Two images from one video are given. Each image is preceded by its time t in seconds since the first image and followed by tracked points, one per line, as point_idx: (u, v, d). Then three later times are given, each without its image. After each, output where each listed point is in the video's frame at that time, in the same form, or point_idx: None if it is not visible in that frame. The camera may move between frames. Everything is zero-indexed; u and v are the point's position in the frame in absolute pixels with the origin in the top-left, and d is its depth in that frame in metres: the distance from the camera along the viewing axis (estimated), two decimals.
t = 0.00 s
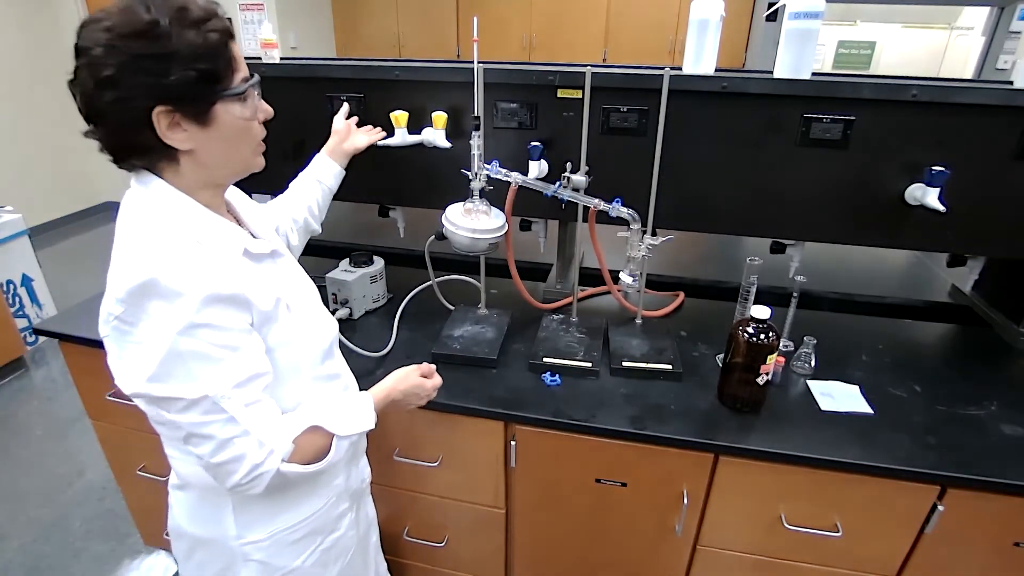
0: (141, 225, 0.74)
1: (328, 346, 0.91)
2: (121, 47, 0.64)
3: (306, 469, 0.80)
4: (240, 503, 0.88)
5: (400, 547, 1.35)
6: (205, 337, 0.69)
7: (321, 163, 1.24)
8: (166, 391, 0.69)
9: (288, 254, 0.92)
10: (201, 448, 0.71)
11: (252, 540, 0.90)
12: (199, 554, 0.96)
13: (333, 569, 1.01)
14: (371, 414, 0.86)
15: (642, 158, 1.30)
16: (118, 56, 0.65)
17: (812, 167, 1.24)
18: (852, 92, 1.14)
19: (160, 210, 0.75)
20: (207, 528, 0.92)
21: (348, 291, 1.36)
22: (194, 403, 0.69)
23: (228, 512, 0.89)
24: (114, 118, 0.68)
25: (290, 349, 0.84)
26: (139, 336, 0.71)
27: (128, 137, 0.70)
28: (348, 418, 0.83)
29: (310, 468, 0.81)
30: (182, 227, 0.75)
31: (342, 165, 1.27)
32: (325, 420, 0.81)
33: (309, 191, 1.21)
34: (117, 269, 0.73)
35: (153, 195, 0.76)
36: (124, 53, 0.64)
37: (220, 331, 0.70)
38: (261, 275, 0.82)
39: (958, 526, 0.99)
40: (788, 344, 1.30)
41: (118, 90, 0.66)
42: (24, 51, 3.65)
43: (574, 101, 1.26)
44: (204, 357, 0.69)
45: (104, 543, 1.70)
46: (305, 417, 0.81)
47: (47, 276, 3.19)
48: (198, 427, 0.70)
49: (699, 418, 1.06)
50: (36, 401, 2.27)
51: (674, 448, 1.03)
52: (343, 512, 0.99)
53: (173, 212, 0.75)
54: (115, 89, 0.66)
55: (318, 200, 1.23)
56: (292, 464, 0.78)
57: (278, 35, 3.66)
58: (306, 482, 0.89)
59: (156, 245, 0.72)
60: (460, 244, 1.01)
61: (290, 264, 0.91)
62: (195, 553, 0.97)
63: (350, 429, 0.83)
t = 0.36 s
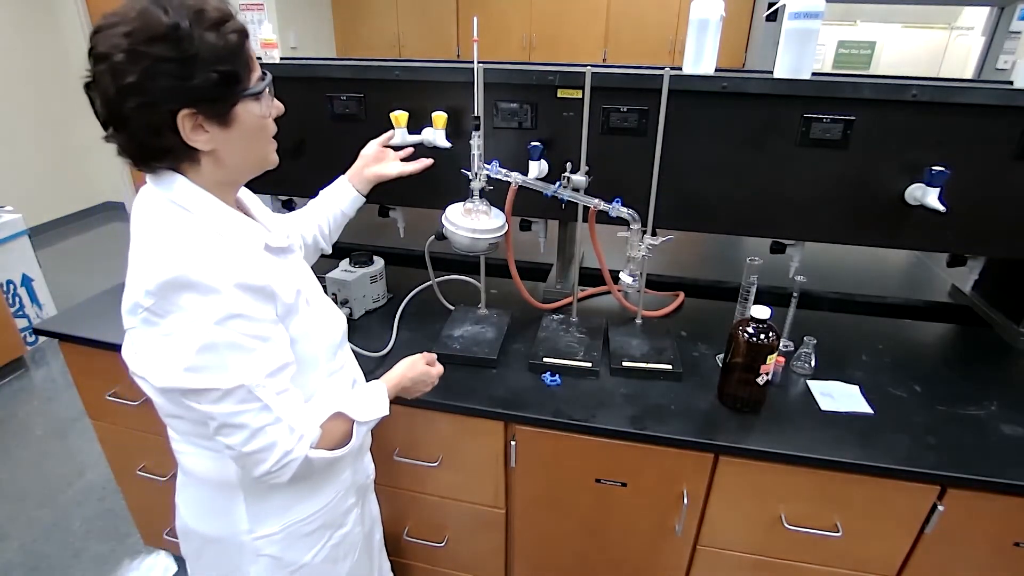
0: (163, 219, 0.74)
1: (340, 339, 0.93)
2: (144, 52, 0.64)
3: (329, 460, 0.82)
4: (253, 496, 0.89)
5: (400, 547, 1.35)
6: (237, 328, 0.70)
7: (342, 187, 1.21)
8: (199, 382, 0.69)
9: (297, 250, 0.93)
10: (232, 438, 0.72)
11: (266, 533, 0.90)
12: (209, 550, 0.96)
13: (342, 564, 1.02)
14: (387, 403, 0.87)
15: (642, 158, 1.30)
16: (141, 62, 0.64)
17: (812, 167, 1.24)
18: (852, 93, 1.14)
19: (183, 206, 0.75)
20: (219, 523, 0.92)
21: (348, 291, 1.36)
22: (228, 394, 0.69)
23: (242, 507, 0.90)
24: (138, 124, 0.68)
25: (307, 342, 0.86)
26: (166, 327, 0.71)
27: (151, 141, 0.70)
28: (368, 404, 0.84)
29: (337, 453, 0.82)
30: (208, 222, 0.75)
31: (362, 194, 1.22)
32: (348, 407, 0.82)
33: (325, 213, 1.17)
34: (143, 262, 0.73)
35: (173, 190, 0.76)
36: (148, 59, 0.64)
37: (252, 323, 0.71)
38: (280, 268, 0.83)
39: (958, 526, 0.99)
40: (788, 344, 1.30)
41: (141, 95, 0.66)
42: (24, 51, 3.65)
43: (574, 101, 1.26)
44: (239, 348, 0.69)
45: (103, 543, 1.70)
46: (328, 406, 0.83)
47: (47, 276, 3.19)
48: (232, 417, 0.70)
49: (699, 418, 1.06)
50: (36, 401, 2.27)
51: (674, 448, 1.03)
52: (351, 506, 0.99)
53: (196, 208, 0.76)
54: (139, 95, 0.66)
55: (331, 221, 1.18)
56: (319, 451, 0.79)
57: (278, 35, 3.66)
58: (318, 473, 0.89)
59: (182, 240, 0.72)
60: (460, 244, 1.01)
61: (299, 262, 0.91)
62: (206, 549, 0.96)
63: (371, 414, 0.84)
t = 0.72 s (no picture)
0: (180, 210, 0.74)
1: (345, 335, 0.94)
2: (165, 49, 0.64)
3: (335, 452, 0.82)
4: (256, 490, 0.89)
5: (400, 547, 1.35)
6: (252, 317, 0.70)
7: (360, 203, 1.19)
8: (213, 369, 0.68)
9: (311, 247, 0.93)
10: (242, 426, 0.72)
11: (268, 526, 0.90)
12: (210, 543, 0.96)
13: (341, 561, 1.02)
14: (393, 395, 0.88)
15: (642, 158, 1.30)
16: (162, 59, 0.65)
17: (812, 167, 1.24)
18: (852, 93, 1.14)
19: (201, 199, 0.76)
20: (222, 516, 0.92)
21: (347, 291, 1.36)
22: (241, 382, 0.69)
23: (245, 501, 0.89)
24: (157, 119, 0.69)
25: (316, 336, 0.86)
26: (182, 315, 0.70)
27: (166, 135, 0.71)
28: (375, 397, 0.85)
29: (346, 445, 0.83)
30: (225, 215, 0.75)
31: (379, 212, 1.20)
32: (356, 398, 0.83)
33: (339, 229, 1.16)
34: (159, 251, 0.73)
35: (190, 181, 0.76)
36: (168, 55, 0.64)
37: (267, 313, 0.71)
38: (293, 262, 0.84)
39: (958, 526, 0.99)
40: (788, 344, 1.30)
41: (159, 91, 0.66)
42: (24, 51, 3.65)
43: (574, 101, 1.26)
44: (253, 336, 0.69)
45: (103, 543, 1.70)
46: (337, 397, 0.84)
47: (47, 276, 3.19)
48: (245, 405, 0.70)
49: (699, 418, 1.06)
50: (37, 400, 2.28)
51: (674, 448, 1.03)
52: (351, 502, 1.00)
53: (215, 201, 0.76)
54: (159, 90, 0.66)
55: (345, 237, 1.16)
56: (327, 441, 0.80)
57: (277, 35, 3.65)
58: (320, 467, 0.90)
59: (196, 230, 0.72)
60: (460, 244, 1.01)
61: (310, 259, 0.92)
62: (207, 543, 0.96)
63: (378, 407, 0.85)
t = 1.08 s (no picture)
0: (194, 200, 0.75)
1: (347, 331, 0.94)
2: (175, 46, 0.65)
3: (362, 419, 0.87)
4: (255, 483, 0.90)
5: (400, 547, 1.35)
6: (272, 297, 0.73)
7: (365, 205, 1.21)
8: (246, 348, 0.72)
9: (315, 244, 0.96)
10: (275, 404, 0.76)
11: (265, 517, 0.92)
12: (206, 536, 0.96)
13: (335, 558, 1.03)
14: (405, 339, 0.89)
15: (642, 158, 1.30)
16: (172, 55, 0.66)
17: (811, 167, 1.24)
18: (853, 93, 1.14)
19: (216, 191, 0.77)
20: (217, 508, 0.92)
21: (347, 290, 1.36)
22: (270, 359, 0.74)
23: (242, 493, 0.90)
24: (167, 116, 0.70)
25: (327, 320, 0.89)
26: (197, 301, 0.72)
27: (177, 131, 0.72)
28: (390, 347, 0.86)
29: (374, 406, 0.84)
30: (241, 208, 0.78)
31: (388, 218, 1.22)
32: (371, 354, 0.85)
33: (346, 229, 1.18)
34: (170, 240, 0.74)
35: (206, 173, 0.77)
36: (178, 53, 0.66)
37: (281, 292, 0.74)
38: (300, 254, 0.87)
39: (958, 526, 0.99)
40: (789, 344, 1.30)
41: (170, 87, 0.68)
42: (24, 50, 3.64)
43: (574, 101, 1.26)
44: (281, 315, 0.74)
45: (103, 543, 1.70)
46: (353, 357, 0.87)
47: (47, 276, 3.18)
48: (273, 381, 0.74)
49: (699, 418, 1.06)
50: (37, 400, 2.28)
51: (675, 448, 1.03)
52: (345, 496, 1.02)
53: (230, 193, 0.78)
54: (169, 86, 0.68)
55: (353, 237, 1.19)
56: (359, 402, 0.83)
57: (277, 35, 3.65)
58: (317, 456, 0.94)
59: (209, 221, 0.73)
60: (460, 244, 1.01)
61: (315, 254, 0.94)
62: (202, 535, 0.96)
63: (395, 355, 0.86)
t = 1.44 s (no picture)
0: (190, 206, 0.75)
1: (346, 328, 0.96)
2: (171, 52, 0.65)
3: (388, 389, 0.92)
4: (265, 486, 0.90)
5: (400, 547, 1.35)
6: (285, 293, 0.74)
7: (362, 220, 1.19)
8: (276, 341, 0.74)
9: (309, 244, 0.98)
10: (305, 394, 0.78)
11: (277, 520, 0.92)
12: (218, 542, 0.96)
13: (344, 558, 1.03)
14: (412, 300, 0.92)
15: (642, 158, 1.30)
16: (169, 61, 0.66)
17: (811, 167, 1.24)
18: (852, 93, 1.14)
19: (212, 196, 0.77)
20: (229, 513, 0.92)
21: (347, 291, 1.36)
22: (294, 352, 0.75)
23: (253, 497, 0.90)
24: (163, 120, 0.70)
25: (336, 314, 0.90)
26: (208, 306, 0.73)
27: (174, 135, 0.73)
28: (401, 313, 0.90)
29: (403, 370, 0.90)
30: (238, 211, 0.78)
31: (383, 232, 1.20)
32: (387, 323, 0.89)
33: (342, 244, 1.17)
34: (168, 251, 0.73)
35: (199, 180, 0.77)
36: (175, 58, 0.65)
37: (290, 284, 0.76)
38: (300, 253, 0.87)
39: (958, 526, 0.99)
40: (789, 344, 1.30)
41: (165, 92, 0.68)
42: (24, 50, 3.64)
43: (574, 101, 1.26)
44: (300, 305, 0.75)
45: (103, 543, 1.70)
46: (373, 329, 0.90)
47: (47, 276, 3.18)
48: (300, 373, 0.76)
49: (699, 418, 1.06)
50: (37, 400, 2.28)
51: (675, 448, 1.03)
52: (353, 497, 1.03)
53: (226, 198, 0.78)
54: (165, 92, 0.68)
55: (348, 252, 1.17)
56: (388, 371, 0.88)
57: (277, 35, 3.65)
58: (325, 456, 0.94)
59: (209, 226, 0.73)
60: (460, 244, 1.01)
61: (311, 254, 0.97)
62: (214, 542, 0.96)
63: (410, 319, 0.90)
